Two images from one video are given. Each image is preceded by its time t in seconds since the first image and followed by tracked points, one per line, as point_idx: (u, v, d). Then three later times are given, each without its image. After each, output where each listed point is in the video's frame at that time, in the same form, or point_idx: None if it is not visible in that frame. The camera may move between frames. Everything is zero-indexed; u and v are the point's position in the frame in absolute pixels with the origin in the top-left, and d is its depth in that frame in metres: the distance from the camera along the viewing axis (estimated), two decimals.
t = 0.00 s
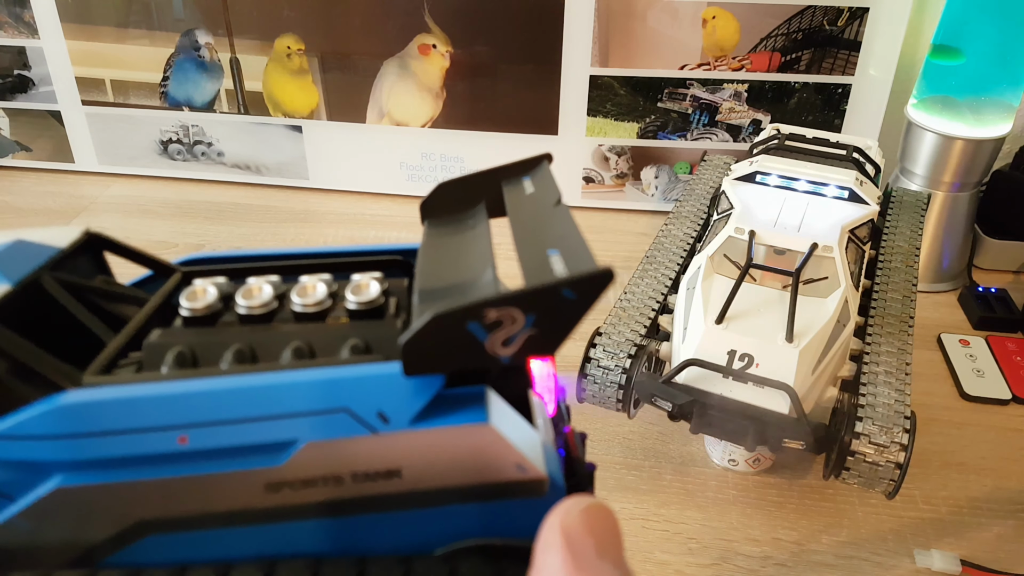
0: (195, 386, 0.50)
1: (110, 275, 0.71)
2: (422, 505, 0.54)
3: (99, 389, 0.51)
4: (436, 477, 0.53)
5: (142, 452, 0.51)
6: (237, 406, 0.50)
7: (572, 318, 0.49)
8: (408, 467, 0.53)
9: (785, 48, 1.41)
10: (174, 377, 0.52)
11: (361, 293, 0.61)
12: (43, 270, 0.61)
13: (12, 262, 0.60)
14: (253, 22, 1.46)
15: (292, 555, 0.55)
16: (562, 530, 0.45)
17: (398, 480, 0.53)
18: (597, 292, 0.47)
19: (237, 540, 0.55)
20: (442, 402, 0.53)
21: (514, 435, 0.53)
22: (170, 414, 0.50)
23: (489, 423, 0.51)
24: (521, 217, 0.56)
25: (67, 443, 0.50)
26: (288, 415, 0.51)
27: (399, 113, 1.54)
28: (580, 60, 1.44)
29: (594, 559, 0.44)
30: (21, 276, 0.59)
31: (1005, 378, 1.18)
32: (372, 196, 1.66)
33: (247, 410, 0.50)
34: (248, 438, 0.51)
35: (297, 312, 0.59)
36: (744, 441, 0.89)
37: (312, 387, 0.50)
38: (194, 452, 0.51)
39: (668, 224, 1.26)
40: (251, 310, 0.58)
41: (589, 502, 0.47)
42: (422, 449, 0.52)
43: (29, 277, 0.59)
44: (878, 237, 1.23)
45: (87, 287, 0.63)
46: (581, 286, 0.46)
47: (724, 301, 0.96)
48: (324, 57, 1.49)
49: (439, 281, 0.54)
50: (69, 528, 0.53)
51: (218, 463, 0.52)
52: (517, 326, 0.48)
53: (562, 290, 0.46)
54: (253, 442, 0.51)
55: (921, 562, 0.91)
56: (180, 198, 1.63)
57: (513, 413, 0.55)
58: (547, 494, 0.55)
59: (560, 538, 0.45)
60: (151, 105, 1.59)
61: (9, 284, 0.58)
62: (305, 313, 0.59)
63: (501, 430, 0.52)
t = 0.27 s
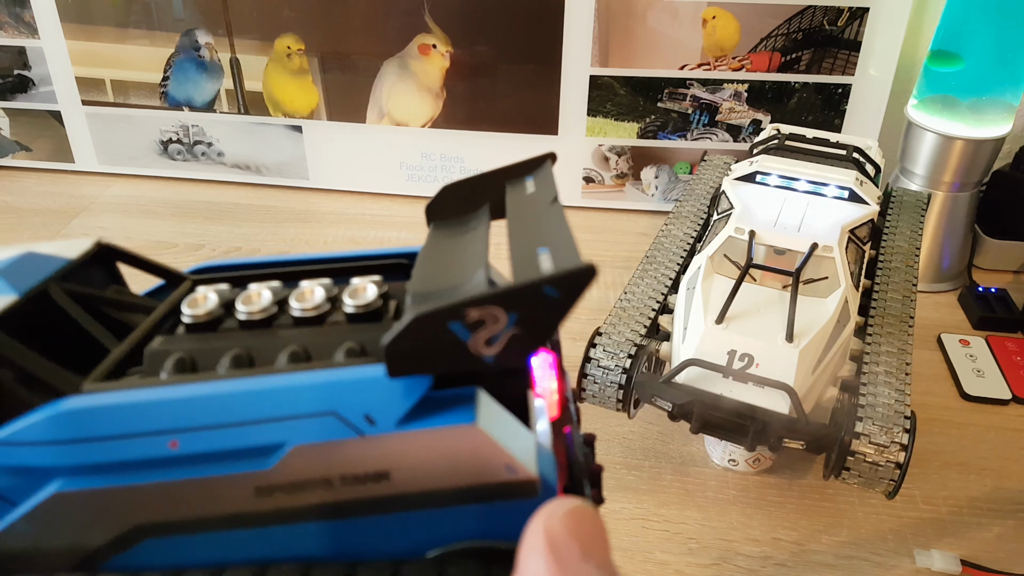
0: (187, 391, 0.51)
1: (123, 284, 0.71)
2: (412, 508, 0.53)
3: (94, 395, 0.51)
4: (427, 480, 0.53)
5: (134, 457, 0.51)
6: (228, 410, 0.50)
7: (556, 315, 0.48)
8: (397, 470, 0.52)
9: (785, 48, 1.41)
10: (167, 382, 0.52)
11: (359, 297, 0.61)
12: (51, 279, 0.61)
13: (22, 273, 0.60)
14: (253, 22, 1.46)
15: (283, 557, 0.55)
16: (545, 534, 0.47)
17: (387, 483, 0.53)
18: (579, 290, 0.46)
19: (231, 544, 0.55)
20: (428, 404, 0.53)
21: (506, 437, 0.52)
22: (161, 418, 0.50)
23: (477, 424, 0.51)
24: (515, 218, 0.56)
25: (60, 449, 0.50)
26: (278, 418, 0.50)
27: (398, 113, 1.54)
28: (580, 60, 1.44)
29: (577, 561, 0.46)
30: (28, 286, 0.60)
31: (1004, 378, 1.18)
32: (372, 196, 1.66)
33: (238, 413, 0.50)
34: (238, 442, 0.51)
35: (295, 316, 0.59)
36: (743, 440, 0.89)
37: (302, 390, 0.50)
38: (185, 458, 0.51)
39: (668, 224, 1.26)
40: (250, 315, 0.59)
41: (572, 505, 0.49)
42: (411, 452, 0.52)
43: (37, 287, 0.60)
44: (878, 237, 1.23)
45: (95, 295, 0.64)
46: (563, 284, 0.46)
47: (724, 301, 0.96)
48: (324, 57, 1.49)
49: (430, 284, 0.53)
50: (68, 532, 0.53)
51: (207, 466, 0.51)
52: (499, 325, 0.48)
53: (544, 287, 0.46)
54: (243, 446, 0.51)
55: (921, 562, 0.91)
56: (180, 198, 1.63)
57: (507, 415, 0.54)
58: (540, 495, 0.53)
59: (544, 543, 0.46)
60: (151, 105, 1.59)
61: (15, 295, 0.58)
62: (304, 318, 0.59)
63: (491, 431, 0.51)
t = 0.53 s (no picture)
0: (174, 390, 0.52)
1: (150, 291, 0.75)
2: (398, 504, 0.53)
3: (90, 394, 0.53)
4: (410, 476, 0.52)
5: (123, 454, 0.52)
6: (211, 407, 0.51)
7: (525, 301, 0.48)
8: (378, 466, 0.52)
9: (785, 48, 1.41)
10: (156, 381, 0.53)
11: (356, 294, 0.60)
12: (68, 284, 0.64)
13: (36, 277, 0.63)
14: (254, 22, 1.46)
15: (272, 553, 0.56)
16: (514, 532, 0.45)
17: (370, 479, 0.52)
18: (546, 277, 0.46)
19: (224, 540, 0.55)
20: (406, 400, 0.53)
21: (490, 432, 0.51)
22: (148, 415, 0.51)
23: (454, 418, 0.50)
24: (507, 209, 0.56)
25: (58, 446, 0.52)
26: (260, 414, 0.51)
27: (399, 113, 1.54)
28: (580, 60, 1.44)
29: (547, 559, 0.45)
30: (43, 291, 0.62)
31: (1004, 378, 1.18)
32: (372, 196, 1.66)
33: (222, 409, 0.51)
34: (222, 438, 0.52)
35: (293, 314, 0.60)
36: (743, 440, 0.89)
37: (284, 387, 0.51)
38: (172, 455, 0.52)
39: (668, 224, 1.26)
40: (248, 315, 0.59)
41: (542, 501, 0.47)
42: (393, 448, 0.51)
43: (52, 293, 0.63)
44: (878, 237, 1.23)
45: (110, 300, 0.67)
46: (529, 273, 0.46)
47: (724, 301, 0.97)
48: (324, 57, 1.49)
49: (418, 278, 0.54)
50: (69, 528, 0.54)
51: (194, 463, 0.52)
52: (467, 316, 0.49)
53: (510, 277, 0.46)
54: (227, 442, 0.52)
55: (921, 562, 0.91)
56: (180, 198, 1.63)
57: (494, 410, 0.52)
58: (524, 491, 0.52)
59: (511, 541, 0.45)
60: (151, 105, 1.59)
61: (28, 300, 0.61)
62: (302, 317, 0.60)
63: (470, 426, 0.50)
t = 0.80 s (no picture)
0: (162, 377, 0.52)
1: (156, 274, 0.76)
2: (390, 493, 0.52)
3: (86, 382, 0.53)
4: (399, 466, 0.51)
5: (111, 444, 0.52)
6: (198, 395, 0.51)
7: (513, 288, 0.47)
8: (366, 457, 0.50)
9: (785, 48, 1.41)
10: (146, 369, 0.54)
11: (351, 278, 0.61)
12: (69, 270, 0.64)
13: (37, 263, 0.63)
14: (254, 22, 1.46)
15: (259, 544, 0.56)
16: (498, 530, 0.45)
17: (357, 469, 0.51)
18: (532, 261, 0.45)
19: (219, 528, 0.55)
20: (395, 389, 0.51)
21: (480, 422, 0.49)
22: (136, 404, 0.51)
23: (440, 408, 0.48)
24: (506, 191, 0.55)
25: (54, 434, 0.52)
26: (246, 402, 0.50)
27: (399, 113, 1.54)
28: (580, 60, 1.44)
29: (533, 554, 0.45)
30: (42, 277, 0.63)
31: (1004, 378, 1.18)
32: (372, 196, 1.66)
33: (210, 397, 0.51)
34: (207, 427, 0.51)
35: (290, 298, 0.61)
36: (743, 440, 0.89)
37: (270, 373, 0.51)
38: (161, 444, 0.52)
39: (668, 224, 1.26)
40: (245, 299, 0.61)
41: (525, 494, 0.46)
42: (380, 438, 0.50)
43: (50, 278, 0.63)
44: (878, 237, 1.23)
45: (112, 285, 0.67)
46: (512, 257, 0.44)
47: (724, 301, 0.97)
48: (324, 57, 1.49)
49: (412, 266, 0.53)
50: (68, 515, 0.55)
51: (183, 451, 0.52)
52: (452, 304, 0.48)
53: (493, 263, 0.45)
54: (213, 431, 0.51)
55: (921, 562, 0.91)
56: (180, 198, 1.63)
57: (486, 398, 0.50)
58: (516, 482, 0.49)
59: (495, 540, 0.45)
60: (151, 105, 1.59)
61: (26, 286, 0.61)
62: (298, 300, 0.61)
63: (457, 417, 0.48)
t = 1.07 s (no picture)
0: (167, 359, 0.52)
1: (161, 258, 0.76)
2: (394, 476, 0.52)
3: (91, 364, 0.54)
4: (403, 448, 0.51)
5: (115, 425, 0.52)
6: (204, 376, 0.51)
7: (514, 271, 0.47)
8: (370, 438, 0.50)
9: (785, 48, 1.41)
10: (151, 351, 0.54)
11: (355, 262, 0.61)
12: (71, 255, 0.65)
13: (37, 246, 0.63)
14: (254, 22, 1.46)
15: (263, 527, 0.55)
16: (500, 511, 0.45)
17: (362, 451, 0.51)
18: (535, 242, 0.45)
19: (220, 510, 0.54)
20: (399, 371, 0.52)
21: (483, 403, 0.49)
22: (142, 385, 0.52)
23: (445, 390, 0.48)
24: (510, 176, 0.55)
25: (60, 415, 0.52)
26: (251, 384, 0.51)
27: (399, 113, 1.54)
28: (580, 60, 1.44)
29: (534, 533, 0.44)
30: (46, 261, 0.63)
31: (1004, 378, 1.18)
32: (372, 196, 1.66)
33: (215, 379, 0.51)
34: (211, 409, 0.51)
35: (294, 282, 0.61)
36: (743, 440, 0.89)
37: (277, 354, 0.51)
38: (165, 425, 0.52)
39: (668, 224, 1.26)
40: (249, 282, 0.61)
41: (528, 476, 0.46)
42: (384, 420, 0.50)
43: (54, 262, 0.63)
44: (878, 237, 1.23)
45: (114, 270, 0.67)
46: (516, 238, 0.44)
47: (724, 301, 0.97)
48: (324, 57, 1.49)
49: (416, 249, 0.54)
50: (70, 497, 0.54)
51: (186, 433, 0.52)
52: (455, 285, 0.48)
53: (496, 244, 0.45)
54: (217, 413, 0.51)
55: (922, 562, 0.91)
56: (180, 198, 1.63)
57: (489, 381, 0.50)
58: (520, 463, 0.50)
59: (499, 522, 0.44)
60: (151, 105, 1.59)
61: (31, 269, 0.61)
62: (303, 283, 0.61)
63: (461, 398, 0.48)
